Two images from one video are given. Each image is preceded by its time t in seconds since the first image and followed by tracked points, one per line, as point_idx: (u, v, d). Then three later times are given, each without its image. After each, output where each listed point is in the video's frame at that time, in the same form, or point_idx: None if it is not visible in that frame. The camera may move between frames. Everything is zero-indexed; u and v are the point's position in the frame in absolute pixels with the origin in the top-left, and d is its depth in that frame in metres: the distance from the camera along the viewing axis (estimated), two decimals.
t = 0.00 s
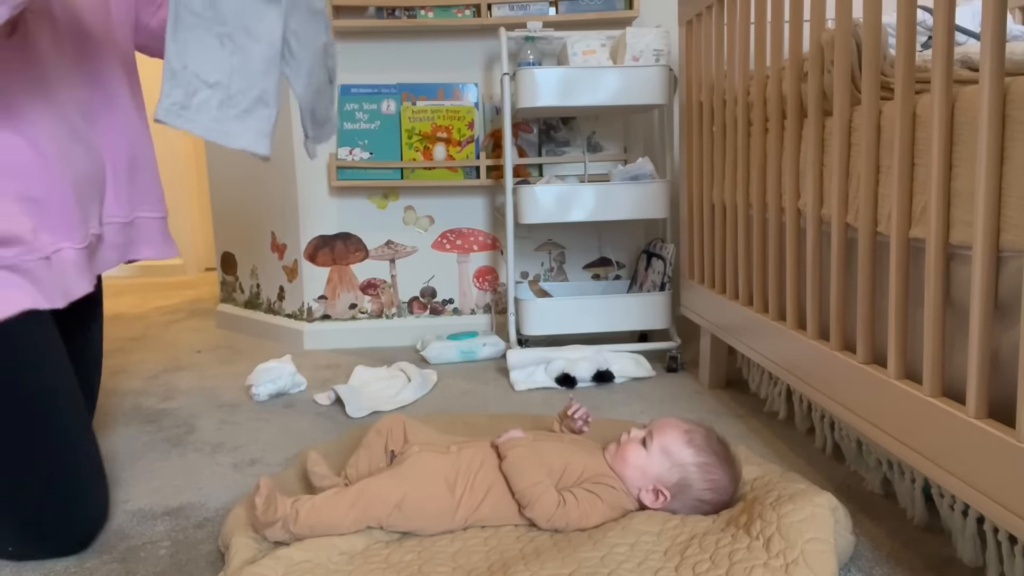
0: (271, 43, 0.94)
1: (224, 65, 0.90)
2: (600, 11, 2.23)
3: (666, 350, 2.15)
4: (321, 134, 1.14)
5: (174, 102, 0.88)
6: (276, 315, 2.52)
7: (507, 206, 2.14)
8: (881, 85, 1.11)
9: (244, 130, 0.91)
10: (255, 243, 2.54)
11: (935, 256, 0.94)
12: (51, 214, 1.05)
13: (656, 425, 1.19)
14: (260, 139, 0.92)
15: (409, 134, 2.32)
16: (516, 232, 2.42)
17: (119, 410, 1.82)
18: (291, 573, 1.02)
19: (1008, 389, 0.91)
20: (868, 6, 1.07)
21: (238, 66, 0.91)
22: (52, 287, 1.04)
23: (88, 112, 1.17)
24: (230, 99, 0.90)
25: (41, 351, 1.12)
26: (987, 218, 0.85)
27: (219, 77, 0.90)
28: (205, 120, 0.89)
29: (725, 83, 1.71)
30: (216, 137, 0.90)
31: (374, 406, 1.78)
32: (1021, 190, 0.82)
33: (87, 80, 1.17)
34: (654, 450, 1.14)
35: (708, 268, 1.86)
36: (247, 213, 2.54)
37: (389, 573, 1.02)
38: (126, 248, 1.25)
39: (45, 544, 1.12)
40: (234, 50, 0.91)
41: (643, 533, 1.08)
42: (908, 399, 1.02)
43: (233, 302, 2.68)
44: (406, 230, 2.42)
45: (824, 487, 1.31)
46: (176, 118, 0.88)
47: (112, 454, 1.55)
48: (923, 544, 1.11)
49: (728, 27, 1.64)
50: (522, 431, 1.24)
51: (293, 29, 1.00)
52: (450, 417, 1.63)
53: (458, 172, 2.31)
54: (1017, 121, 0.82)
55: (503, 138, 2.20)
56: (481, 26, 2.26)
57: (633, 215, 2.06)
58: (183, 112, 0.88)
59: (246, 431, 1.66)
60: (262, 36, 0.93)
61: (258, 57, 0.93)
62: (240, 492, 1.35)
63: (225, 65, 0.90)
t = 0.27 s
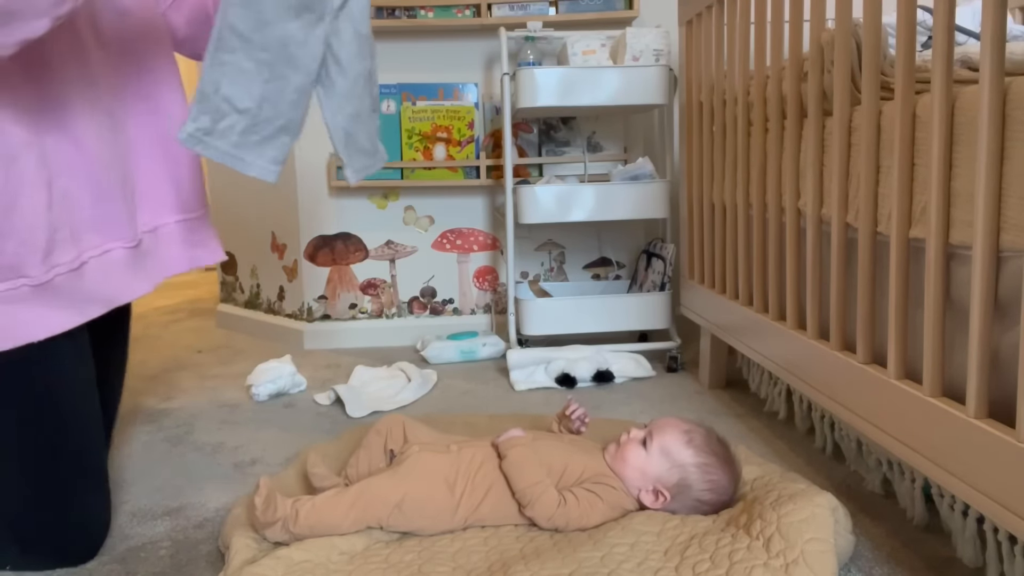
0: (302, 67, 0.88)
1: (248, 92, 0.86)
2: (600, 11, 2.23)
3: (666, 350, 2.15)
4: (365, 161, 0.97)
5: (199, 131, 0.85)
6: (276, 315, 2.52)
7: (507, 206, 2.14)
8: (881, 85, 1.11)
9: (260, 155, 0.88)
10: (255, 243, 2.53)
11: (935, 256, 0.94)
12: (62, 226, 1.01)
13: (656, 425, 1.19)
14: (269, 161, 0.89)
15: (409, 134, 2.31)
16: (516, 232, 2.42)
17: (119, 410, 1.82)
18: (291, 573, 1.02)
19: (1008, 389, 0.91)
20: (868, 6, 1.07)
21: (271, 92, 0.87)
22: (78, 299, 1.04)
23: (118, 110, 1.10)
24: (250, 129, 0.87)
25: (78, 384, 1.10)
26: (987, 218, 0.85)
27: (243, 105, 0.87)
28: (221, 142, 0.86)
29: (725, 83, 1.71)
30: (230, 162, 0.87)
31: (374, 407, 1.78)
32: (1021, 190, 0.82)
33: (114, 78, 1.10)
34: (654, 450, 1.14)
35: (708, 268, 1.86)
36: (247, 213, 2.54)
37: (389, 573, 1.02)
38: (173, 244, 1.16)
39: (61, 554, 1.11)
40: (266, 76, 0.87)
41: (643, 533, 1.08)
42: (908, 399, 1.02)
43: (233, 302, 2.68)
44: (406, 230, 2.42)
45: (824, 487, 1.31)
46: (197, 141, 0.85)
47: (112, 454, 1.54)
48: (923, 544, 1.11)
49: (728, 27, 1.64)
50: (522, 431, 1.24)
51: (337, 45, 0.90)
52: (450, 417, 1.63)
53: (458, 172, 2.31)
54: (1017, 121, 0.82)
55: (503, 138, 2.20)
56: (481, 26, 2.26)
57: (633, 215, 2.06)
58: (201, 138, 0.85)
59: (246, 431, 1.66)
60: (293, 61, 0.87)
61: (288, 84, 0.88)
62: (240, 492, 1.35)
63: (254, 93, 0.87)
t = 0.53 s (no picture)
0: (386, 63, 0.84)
1: (338, 105, 0.82)
2: (600, 11, 2.23)
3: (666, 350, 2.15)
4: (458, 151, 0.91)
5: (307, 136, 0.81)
6: (276, 315, 2.51)
7: (507, 206, 2.14)
8: (881, 85, 1.11)
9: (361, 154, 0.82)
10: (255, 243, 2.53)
11: (935, 256, 0.94)
12: (105, 219, 0.94)
13: (656, 425, 1.18)
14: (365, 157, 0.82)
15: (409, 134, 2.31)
16: (516, 232, 2.42)
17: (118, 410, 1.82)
18: (291, 573, 1.02)
19: (1008, 389, 0.91)
20: (868, 6, 1.07)
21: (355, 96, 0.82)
22: (111, 304, 0.94)
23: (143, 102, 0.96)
24: (355, 134, 0.82)
25: (91, 399, 1.05)
26: (987, 218, 0.85)
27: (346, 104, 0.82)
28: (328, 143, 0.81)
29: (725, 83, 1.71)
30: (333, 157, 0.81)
31: (374, 407, 1.78)
32: (1021, 190, 0.82)
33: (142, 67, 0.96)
34: (654, 450, 1.14)
35: (708, 268, 1.86)
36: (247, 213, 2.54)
37: (389, 573, 1.02)
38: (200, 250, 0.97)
39: (59, 555, 1.10)
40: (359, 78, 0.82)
41: (643, 533, 1.08)
42: (909, 398, 1.02)
43: (233, 302, 2.68)
44: (406, 230, 2.42)
45: (824, 488, 1.31)
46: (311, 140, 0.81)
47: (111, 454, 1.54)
48: (922, 544, 1.11)
49: (729, 27, 1.64)
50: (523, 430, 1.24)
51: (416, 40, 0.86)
52: (450, 417, 1.63)
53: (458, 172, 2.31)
54: (1017, 121, 0.82)
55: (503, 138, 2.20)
56: (481, 26, 2.26)
57: (633, 215, 2.06)
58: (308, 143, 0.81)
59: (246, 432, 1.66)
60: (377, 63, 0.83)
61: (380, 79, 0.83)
62: (240, 492, 1.35)
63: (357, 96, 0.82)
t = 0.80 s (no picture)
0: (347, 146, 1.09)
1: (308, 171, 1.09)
2: (600, 11, 2.23)
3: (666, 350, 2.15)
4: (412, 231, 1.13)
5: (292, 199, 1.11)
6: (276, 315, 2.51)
7: (507, 205, 2.14)
8: (881, 85, 1.11)
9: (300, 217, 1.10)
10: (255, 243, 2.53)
11: (935, 256, 0.94)
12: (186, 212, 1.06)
13: (656, 425, 1.18)
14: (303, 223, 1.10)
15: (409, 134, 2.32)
16: (517, 232, 2.41)
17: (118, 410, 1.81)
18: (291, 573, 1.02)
19: (1007, 389, 0.91)
20: (868, 6, 1.07)
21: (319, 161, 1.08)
22: (181, 287, 1.07)
23: (232, 114, 1.10)
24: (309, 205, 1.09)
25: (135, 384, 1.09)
26: (987, 218, 0.85)
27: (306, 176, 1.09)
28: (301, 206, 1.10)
29: (725, 83, 1.71)
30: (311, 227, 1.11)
31: (374, 407, 1.78)
32: (1021, 190, 0.82)
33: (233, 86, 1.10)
34: (654, 449, 1.14)
35: (708, 268, 1.86)
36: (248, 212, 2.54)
37: (388, 574, 1.02)
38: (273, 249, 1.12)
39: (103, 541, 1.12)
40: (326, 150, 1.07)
41: (643, 533, 1.08)
42: (908, 398, 1.02)
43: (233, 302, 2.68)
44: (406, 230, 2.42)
45: (824, 488, 1.31)
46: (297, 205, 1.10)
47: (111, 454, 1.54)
48: (922, 544, 1.11)
49: (728, 28, 1.64)
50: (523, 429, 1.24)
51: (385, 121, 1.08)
52: (450, 417, 1.63)
53: (458, 173, 2.33)
54: (1017, 121, 0.82)
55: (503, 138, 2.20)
56: (481, 26, 2.26)
57: (633, 215, 2.06)
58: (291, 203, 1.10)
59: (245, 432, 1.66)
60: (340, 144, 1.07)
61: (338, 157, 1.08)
62: (240, 492, 1.35)
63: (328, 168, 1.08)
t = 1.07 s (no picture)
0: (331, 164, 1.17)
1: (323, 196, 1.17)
2: (600, 11, 2.23)
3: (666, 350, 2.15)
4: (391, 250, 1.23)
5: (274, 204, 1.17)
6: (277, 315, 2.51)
7: (507, 205, 2.14)
8: (881, 85, 1.11)
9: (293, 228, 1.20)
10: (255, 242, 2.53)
11: (935, 255, 0.94)
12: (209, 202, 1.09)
13: (656, 424, 1.18)
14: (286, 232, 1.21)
15: (409, 134, 2.32)
16: (516, 232, 2.41)
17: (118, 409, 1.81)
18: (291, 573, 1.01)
19: (1007, 388, 0.91)
20: (868, 6, 1.07)
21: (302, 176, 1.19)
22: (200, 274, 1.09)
23: (259, 122, 1.15)
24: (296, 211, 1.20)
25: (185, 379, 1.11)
26: (987, 218, 0.85)
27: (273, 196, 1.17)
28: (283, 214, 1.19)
29: (725, 84, 1.71)
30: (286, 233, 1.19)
31: (374, 407, 1.78)
32: (1021, 190, 0.82)
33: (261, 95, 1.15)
34: (654, 448, 1.14)
35: (708, 268, 1.86)
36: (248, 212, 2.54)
37: (389, 573, 1.02)
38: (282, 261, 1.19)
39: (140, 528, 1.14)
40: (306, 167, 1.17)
41: (643, 533, 1.08)
42: (907, 398, 1.02)
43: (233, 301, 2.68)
44: (406, 230, 2.42)
45: (824, 487, 1.31)
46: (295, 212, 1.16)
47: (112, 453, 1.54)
48: (922, 544, 1.11)
49: (728, 28, 1.64)
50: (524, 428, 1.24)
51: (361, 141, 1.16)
52: (451, 417, 1.63)
53: (458, 172, 2.31)
54: (1017, 121, 0.83)
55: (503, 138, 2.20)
56: (481, 26, 2.26)
57: (633, 215, 2.06)
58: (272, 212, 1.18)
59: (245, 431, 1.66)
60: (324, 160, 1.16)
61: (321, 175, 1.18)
62: (240, 492, 1.35)
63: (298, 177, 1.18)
